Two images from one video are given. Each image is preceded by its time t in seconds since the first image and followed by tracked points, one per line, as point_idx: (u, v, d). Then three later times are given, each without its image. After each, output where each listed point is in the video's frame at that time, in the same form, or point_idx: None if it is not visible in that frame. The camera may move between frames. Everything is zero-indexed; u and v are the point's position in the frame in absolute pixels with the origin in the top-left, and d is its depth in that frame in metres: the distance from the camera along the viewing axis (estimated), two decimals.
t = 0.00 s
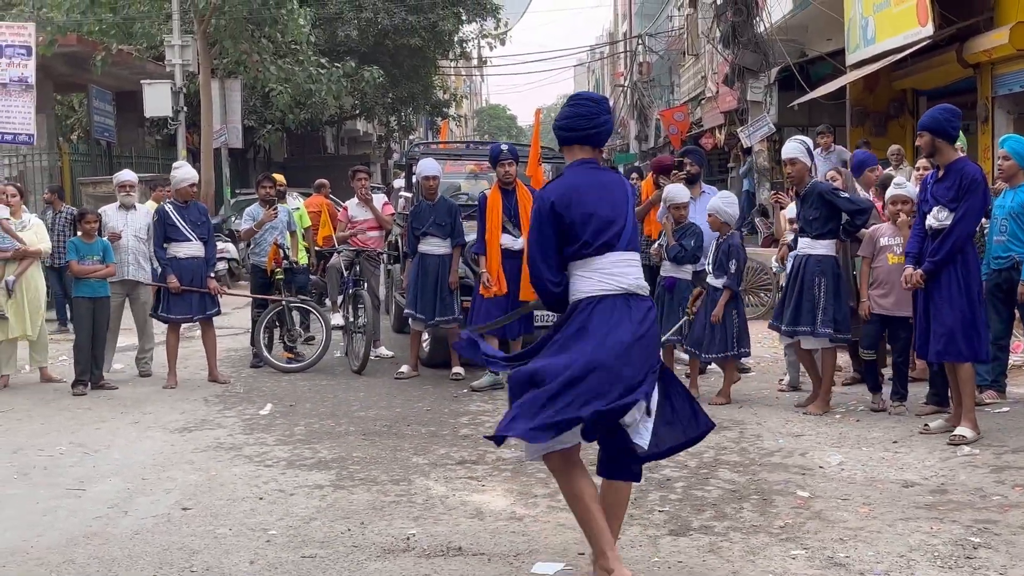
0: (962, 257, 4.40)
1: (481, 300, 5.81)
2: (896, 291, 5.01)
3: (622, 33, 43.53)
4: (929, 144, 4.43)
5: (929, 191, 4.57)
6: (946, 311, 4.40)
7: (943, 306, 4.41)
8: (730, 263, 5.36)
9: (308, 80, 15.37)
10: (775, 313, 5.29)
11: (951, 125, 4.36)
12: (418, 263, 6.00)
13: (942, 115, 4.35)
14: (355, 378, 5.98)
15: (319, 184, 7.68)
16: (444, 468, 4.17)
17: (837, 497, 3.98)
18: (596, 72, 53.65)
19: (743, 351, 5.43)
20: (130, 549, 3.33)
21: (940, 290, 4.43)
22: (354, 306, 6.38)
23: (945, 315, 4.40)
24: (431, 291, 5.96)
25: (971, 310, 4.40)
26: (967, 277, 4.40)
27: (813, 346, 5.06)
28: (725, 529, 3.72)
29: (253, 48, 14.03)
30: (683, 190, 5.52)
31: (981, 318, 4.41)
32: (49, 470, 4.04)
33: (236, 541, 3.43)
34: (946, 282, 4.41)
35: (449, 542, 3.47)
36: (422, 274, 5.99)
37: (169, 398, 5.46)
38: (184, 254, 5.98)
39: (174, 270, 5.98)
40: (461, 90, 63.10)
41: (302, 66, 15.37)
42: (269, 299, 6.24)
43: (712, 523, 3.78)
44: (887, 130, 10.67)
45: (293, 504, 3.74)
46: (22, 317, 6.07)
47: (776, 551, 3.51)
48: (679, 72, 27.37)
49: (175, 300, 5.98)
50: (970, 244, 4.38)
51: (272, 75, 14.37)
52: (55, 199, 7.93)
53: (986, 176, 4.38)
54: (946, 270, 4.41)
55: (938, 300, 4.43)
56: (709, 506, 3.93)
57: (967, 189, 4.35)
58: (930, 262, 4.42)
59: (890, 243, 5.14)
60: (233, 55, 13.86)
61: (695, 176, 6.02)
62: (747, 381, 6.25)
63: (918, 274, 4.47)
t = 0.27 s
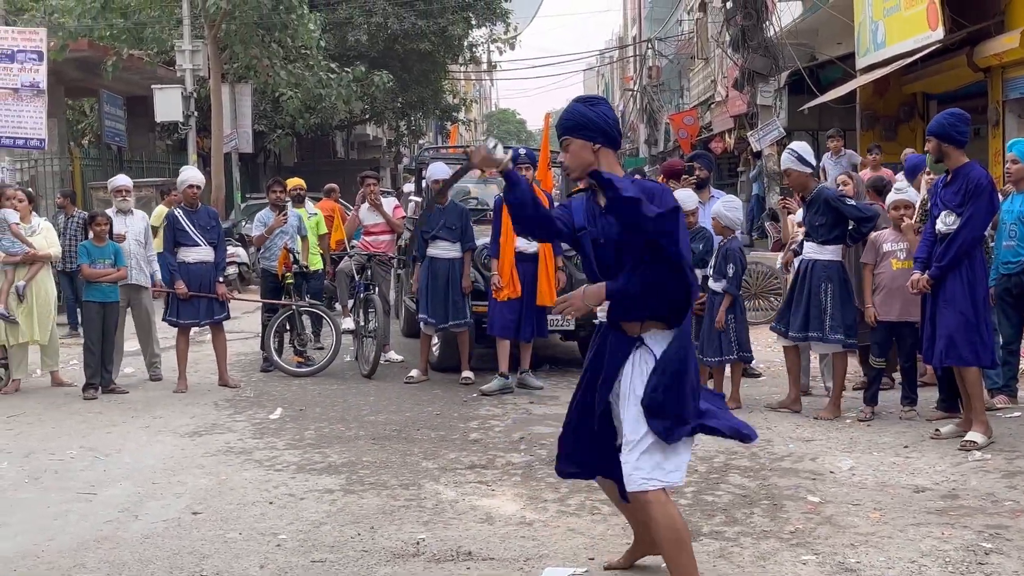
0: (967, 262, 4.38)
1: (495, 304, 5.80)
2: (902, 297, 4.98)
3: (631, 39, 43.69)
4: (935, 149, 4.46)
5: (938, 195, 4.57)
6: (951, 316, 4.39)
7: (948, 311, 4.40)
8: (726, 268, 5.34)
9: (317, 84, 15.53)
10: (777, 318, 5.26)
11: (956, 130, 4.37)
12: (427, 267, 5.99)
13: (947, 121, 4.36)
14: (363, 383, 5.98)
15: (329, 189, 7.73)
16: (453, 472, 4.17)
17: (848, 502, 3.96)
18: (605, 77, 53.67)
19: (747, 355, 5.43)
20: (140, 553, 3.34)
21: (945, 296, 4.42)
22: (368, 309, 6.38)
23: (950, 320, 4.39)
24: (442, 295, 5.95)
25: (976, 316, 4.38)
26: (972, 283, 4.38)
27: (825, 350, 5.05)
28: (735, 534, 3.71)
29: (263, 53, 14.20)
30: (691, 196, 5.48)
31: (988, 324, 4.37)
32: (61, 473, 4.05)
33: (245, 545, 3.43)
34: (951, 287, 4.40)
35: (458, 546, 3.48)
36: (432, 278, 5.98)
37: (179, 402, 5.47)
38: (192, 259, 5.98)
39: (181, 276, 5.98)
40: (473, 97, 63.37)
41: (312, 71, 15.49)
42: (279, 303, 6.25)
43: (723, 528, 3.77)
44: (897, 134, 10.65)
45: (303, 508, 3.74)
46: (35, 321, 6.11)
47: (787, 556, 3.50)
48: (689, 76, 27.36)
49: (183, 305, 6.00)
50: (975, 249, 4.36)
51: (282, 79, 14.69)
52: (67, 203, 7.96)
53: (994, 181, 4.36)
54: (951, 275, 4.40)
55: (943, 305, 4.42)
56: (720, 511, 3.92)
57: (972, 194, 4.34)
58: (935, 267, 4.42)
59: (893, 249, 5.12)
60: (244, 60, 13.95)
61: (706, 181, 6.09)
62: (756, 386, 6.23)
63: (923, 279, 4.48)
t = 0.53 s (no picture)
0: (943, 270, 4.67)
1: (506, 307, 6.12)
2: (871, 300, 5.24)
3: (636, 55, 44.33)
4: (916, 164, 4.77)
5: (917, 207, 4.88)
6: (928, 320, 4.68)
7: (925, 316, 4.69)
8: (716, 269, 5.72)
9: (341, 104, 15.81)
10: (760, 321, 5.57)
11: (934, 146, 4.68)
12: (438, 272, 6.31)
13: (926, 137, 4.67)
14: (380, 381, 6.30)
15: (349, 199, 8.07)
16: (466, 463, 4.46)
17: (832, 491, 4.26)
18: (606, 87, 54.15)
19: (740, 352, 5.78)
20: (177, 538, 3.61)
21: (921, 301, 4.71)
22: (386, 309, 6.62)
23: (927, 324, 4.67)
24: (451, 298, 6.24)
25: (952, 320, 4.66)
26: (948, 289, 4.67)
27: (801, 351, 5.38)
28: (727, 522, 4.00)
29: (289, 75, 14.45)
30: (685, 206, 5.77)
31: (962, 329, 4.66)
32: (98, 465, 4.34)
33: (275, 531, 3.71)
34: (929, 293, 4.69)
35: (471, 531, 3.82)
36: (443, 282, 6.30)
37: (202, 400, 5.77)
38: (224, 266, 6.28)
39: (214, 281, 6.27)
40: (479, 110, 64.04)
41: (335, 91, 15.82)
42: (304, 306, 6.48)
43: (716, 516, 4.06)
44: (877, 150, 11.07)
45: (328, 497, 4.02)
46: (77, 324, 6.36)
47: (776, 542, 3.79)
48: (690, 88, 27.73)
49: (216, 308, 6.27)
50: (951, 258, 4.65)
51: (308, 100, 14.98)
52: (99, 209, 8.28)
53: (969, 195, 4.65)
54: (928, 282, 4.69)
55: (920, 310, 4.71)
56: (713, 499, 4.22)
57: (949, 206, 4.65)
58: (913, 273, 4.71)
59: (861, 255, 5.33)
60: (272, 81, 14.30)
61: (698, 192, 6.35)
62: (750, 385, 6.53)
63: (901, 285, 4.78)
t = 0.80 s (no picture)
0: (850, 278, 6.02)
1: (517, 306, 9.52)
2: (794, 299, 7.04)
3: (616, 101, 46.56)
4: (838, 194, 6.10)
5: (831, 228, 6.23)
6: (839, 316, 6.04)
7: (836, 313, 6.05)
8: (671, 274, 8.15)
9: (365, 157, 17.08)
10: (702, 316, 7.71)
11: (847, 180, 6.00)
12: (465, 279, 9.83)
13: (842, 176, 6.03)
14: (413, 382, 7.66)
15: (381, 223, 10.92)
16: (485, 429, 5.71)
17: (764, 446, 5.58)
18: (585, 138, 56.51)
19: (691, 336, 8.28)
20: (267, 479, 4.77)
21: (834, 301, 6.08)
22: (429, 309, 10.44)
23: (839, 319, 6.03)
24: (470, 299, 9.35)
25: (858, 317, 6.01)
26: (854, 293, 6.03)
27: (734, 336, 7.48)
28: (684, 467, 5.26)
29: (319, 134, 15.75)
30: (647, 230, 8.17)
31: (865, 324, 6.01)
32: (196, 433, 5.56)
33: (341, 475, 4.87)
34: (839, 295, 6.06)
35: (488, 476, 5.16)
36: (468, 286, 9.81)
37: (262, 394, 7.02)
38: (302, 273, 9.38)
39: (296, 285, 9.41)
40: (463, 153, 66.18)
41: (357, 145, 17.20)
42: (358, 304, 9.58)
43: (676, 463, 5.34)
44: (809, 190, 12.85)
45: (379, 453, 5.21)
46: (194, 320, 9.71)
47: (721, 483, 4.92)
48: (661, 141, 29.69)
49: (298, 306, 9.43)
50: (856, 268, 6.00)
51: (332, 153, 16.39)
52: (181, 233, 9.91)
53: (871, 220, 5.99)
54: (840, 287, 6.07)
55: (833, 309, 6.08)
56: (675, 451, 5.54)
57: (855, 229, 5.97)
58: (828, 280, 6.09)
59: (783, 265, 7.19)
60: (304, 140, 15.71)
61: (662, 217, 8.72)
62: (709, 387, 7.80)
63: (817, 289, 6.16)
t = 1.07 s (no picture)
0: (867, 280, 6.11)
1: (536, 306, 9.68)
2: (808, 299, 7.22)
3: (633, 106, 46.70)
4: (859, 195, 6.14)
5: (848, 229, 6.30)
6: (857, 317, 6.15)
7: (854, 314, 6.15)
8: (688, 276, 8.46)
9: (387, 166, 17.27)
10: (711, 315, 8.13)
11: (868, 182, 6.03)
12: (481, 280, 10.10)
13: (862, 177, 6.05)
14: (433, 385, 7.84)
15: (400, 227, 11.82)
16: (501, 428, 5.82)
17: (777, 444, 5.66)
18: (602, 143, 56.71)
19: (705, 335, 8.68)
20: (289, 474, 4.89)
21: (850, 302, 6.18)
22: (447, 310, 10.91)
23: (856, 320, 6.14)
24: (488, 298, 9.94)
25: (874, 317, 6.13)
26: (871, 295, 6.12)
27: (742, 334, 7.94)
28: (699, 465, 5.34)
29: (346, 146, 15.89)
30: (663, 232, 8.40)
31: (882, 325, 6.13)
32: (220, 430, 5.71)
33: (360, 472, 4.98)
34: (856, 297, 6.15)
35: (508, 473, 5.25)
36: (485, 286, 10.10)
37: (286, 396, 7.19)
38: (326, 276, 9.75)
39: (319, 287, 9.74)
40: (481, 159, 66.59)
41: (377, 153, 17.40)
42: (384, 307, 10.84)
43: (690, 461, 5.44)
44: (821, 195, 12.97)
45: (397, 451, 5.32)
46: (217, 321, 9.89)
47: (734, 481, 5.01)
48: (677, 146, 29.80)
49: (319, 306, 9.76)
50: (874, 270, 6.09)
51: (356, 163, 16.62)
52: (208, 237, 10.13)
53: (888, 221, 6.07)
54: (857, 288, 6.15)
55: (851, 309, 6.18)
56: (689, 449, 5.65)
57: (874, 231, 6.04)
58: (845, 282, 6.16)
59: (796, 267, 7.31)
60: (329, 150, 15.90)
61: (676, 219, 9.03)
62: (723, 388, 7.90)
63: (834, 290, 6.26)
